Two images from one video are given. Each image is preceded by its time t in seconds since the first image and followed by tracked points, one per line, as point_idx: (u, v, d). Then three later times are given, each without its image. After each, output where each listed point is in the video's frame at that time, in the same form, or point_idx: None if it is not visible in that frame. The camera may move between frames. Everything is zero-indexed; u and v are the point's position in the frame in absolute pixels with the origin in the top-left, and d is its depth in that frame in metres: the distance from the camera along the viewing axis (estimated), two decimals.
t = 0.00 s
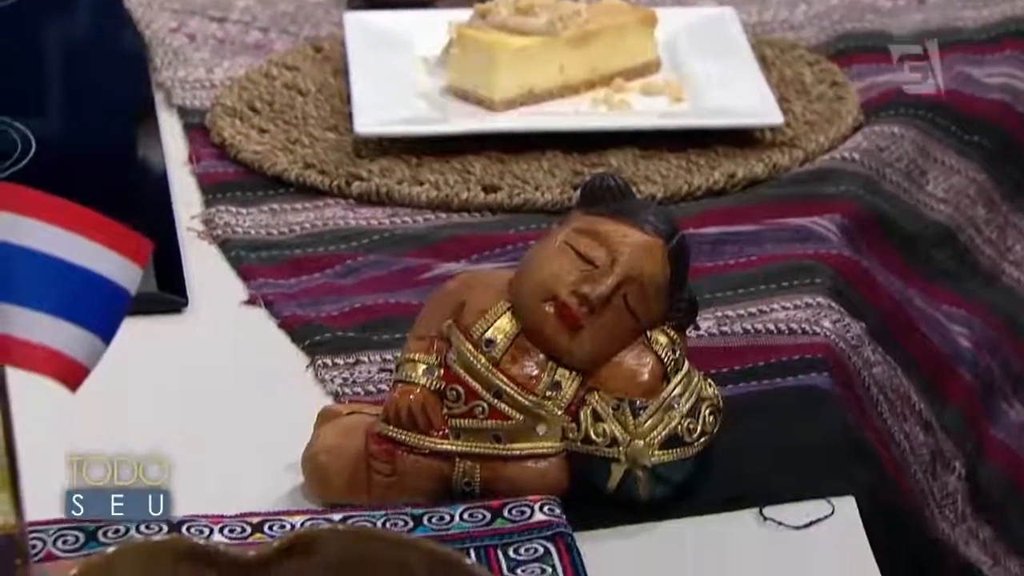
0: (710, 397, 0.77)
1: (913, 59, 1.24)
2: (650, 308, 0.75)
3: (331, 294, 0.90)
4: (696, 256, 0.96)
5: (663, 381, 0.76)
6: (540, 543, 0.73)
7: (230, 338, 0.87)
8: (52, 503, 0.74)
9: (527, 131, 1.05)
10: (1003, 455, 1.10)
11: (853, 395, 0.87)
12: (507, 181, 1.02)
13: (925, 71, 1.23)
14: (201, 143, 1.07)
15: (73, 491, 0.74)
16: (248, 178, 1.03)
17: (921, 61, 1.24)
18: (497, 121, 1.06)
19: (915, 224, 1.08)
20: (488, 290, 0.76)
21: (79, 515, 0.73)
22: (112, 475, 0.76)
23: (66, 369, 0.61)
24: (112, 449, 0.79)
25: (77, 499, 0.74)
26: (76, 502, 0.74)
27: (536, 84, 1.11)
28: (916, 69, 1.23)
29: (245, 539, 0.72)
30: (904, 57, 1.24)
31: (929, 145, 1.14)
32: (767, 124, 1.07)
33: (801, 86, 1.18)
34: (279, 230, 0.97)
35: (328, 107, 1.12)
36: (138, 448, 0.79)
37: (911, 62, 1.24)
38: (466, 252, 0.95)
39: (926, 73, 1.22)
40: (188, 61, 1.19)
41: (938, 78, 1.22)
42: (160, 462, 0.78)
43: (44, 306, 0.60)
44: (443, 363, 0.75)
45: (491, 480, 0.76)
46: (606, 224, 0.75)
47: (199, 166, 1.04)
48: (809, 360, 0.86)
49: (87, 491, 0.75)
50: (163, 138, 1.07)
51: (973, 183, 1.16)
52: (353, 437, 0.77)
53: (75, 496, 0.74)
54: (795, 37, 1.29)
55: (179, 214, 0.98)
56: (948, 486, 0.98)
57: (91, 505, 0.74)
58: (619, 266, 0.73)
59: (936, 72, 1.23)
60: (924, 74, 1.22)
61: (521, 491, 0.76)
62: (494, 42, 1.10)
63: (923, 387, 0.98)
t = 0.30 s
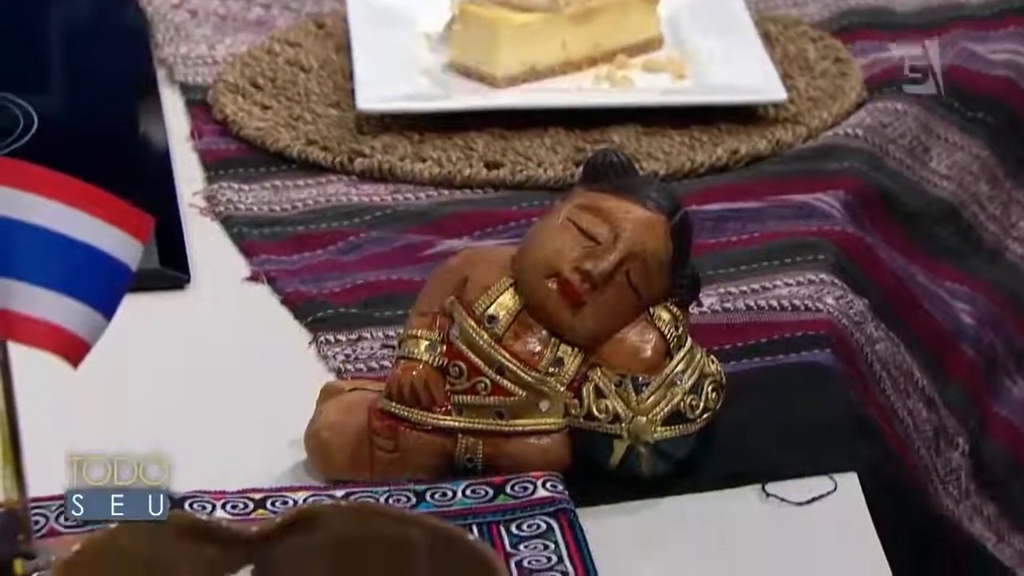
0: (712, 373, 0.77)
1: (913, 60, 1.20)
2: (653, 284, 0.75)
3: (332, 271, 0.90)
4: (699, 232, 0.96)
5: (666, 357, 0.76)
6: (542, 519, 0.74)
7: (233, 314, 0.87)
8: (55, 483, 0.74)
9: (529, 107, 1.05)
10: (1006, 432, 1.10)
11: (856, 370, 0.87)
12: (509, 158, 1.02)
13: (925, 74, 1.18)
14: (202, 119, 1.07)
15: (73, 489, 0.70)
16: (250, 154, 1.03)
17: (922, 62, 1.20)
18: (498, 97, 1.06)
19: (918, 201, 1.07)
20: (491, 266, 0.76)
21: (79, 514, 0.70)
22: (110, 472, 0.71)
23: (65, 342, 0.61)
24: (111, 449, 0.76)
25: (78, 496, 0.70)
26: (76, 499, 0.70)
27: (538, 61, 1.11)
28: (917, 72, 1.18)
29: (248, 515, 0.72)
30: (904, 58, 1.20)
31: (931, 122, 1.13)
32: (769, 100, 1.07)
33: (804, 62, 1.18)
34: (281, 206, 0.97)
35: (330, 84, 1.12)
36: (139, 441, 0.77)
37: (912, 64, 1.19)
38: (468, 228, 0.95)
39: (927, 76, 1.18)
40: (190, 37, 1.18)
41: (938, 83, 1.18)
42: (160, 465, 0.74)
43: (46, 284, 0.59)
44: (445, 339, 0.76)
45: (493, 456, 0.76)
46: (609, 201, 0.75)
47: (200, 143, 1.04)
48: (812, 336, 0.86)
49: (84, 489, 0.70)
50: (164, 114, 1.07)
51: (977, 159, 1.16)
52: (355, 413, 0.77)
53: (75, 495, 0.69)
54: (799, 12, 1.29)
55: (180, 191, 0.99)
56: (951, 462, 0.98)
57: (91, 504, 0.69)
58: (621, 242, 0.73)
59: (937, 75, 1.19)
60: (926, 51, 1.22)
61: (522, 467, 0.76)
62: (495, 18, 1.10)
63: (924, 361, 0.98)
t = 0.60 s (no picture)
0: (718, 350, 0.77)
1: (913, 63, 1.17)
2: (659, 261, 0.75)
3: (338, 248, 0.90)
4: (705, 210, 0.96)
5: (672, 334, 0.76)
6: (548, 496, 0.74)
7: (238, 291, 0.87)
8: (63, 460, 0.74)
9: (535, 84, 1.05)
10: (1011, 410, 1.10)
11: (863, 347, 0.87)
12: (515, 135, 1.02)
13: (924, 73, 1.16)
14: (208, 97, 1.07)
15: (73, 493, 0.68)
16: (256, 131, 1.03)
17: (923, 67, 1.17)
18: (504, 74, 1.06)
19: (924, 179, 1.07)
20: (497, 243, 0.76)
21: (79, 515, 0.67)
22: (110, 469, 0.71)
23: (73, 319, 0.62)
24: (116, 438, 0.76)
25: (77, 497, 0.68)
26: (75, 502, 0.67)
27: (544, 38, 1.11)
28: (917, 71, 1.16)
29: (254, 492, 0.72)
30: (903, 61, 1.17)
31: (938, 100, 1.13)
32: (775, 77, 1.07)
33: (810, 40, 1.17)
34: (286, 183, 0.97)
35: (336, 61, 1.11)
36: (144, 421, 0.77)
37: (911, 66, 1.16)
38: (473, 206, 0.95)
39: (927, 79, 1.15)
40: (195, 15, 1.18)
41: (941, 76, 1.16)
42: (161, 461, 0.74)
43: (52, 259, 0.60)
44: (450, 317, 0.75)
45: (499, 432, 0.76)
46: (614, 177, 0.75)
47: (205, 120, 1.04)
48: (818, 313, 0.86)
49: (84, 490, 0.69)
50: (170, 93, 1.07)
51: (984, 136, 1.15)
52: (361, 390, 0.77)
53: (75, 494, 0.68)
54: None
55: (186, 168, 0.99)
56: (957, 441, 0.98)
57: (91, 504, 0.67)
58: (627, 220, 0.73)
59: (937, 77, 1.16)
60: (933, 29, 1.22)
61: (528, 444, 0.77)
62: None
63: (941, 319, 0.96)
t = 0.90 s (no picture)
0: (734, 328, 0.77)
1: (912, 59, 1.13)
2: (675, 238, 0.74)
3: (354, 226, 0.90)
4: (720, 187, 0.96)
5: (688, 312, 0.76)
6: (564, 473, 0.74)
7: (256, 267, 0.87)
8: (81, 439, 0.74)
9: (550, 61, 1.05)
10: None
11: (878, 326, 0.87)
12: (530, 113, 1.02)
13: (924, 74, 1.12)
14: (223, 74, 1.08)
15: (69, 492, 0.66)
16: (271, 109, 1.03)
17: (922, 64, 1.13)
18: (519, 52, 1.06)
19: (940, 156, 1.07)
20: (512, 220, 0.76)
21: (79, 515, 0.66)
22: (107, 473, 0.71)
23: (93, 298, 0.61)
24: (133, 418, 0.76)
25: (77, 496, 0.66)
26: (76, 501, 0.66)
27: (560, 15, 1.10)
28: (917, 70, 1.12)
29: (269, 469, 0.73)
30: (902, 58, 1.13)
31: (953, 77, 1.14)
32: (791, 55, 1.07)
33: (825, 16, 1.16)
34: (302, 160, 0.97)
35: (351, 38, 1.11)
36: (161, 399, 0.77)
37: (910, 63, 1.13)
38: (489, 183, 0.95)
39: (926, 77, 1.12)
40: None
41: (957, 53, 1.16)
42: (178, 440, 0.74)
43: (67, 234, 0.59)
44: (466, 294, 0.75)
45: (515, 410, 0.76)
46: (630, 154, 0.75)
47: (221, 97, 1.04)
48: (833, 292, 0.86)
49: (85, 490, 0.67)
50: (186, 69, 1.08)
51: (999, 114, 1.15)
52: (377, 367, 0.77)
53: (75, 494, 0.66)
54: None
55: (202, 146, 0.99)
56: (972, 418, 0.98)
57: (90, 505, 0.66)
58: (643, 196, 0.73)
59: (937, 75, 1.13)
60: (949, 5, 1.22)
61: (544, 421, 0.77)
62: None
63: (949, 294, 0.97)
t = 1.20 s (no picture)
0: (764, 299, 0.76)
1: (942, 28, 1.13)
2: (704, 207, 0.74)
3: (381, 195, 0.89)
4: (752, 157, 0.96)
5: (716, 283, 0.75)
6: (591, 445, 0.74)
7: (279, 235, 0.87)
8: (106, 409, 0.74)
9: (578, 30, 1.04)
10: None
11: (907, 295, 0.87)
12: (558, 83, 1.01)
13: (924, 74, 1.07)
14: (248, 43, 1.07)
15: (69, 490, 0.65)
16: (296, 77, 1.03)
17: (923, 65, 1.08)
18: (547, 20, 1.05)
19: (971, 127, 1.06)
20: (540, 190, 0.75)
21: (80, 515, 0.65)
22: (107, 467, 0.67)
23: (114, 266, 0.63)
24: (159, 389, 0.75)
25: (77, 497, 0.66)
26: (76, 502, 0.65)
27: None
28: (917, 71, 1.07)
29: (294, 440, 0.72)
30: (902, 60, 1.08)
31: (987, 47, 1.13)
32: (821, 23, 1.07)
33: None
34: (327, 130, 0.96)
35: (377, 7, 1.11)
36: (187, 370, 0.77)
37: (911, 65, 1.08)
38: (518, 152, 0.94)
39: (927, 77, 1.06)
40: None
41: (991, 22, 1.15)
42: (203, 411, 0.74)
43: (89, 204, 0.61)
44: (493, 265, 0.75)
45: (542, 381, 0.76)
46: (659, 123, 0.74)
47: (246, 66, 1.04)
48: (864, 262, 0.87)
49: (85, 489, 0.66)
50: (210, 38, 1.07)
51: None
52: (404, 337, 0.76)
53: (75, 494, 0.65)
54: None
55: (226, 115, 0.98)
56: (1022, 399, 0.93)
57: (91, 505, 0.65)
58: (672, 165, 0.73)
59: (938, 75, 1.07)
60: None
61: (573, 393, 0.76)
62: None
63: (985, 294, 0.91)
